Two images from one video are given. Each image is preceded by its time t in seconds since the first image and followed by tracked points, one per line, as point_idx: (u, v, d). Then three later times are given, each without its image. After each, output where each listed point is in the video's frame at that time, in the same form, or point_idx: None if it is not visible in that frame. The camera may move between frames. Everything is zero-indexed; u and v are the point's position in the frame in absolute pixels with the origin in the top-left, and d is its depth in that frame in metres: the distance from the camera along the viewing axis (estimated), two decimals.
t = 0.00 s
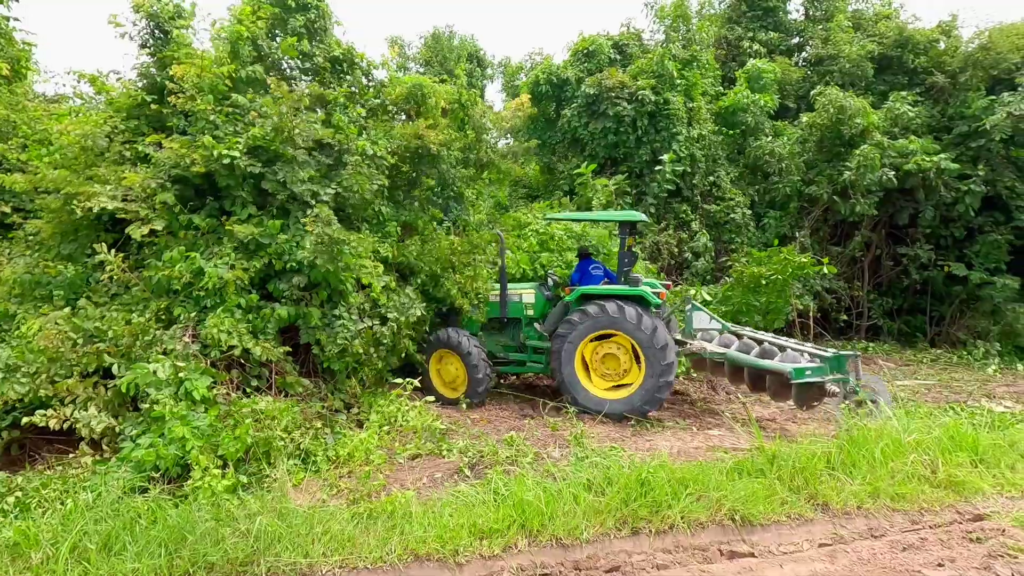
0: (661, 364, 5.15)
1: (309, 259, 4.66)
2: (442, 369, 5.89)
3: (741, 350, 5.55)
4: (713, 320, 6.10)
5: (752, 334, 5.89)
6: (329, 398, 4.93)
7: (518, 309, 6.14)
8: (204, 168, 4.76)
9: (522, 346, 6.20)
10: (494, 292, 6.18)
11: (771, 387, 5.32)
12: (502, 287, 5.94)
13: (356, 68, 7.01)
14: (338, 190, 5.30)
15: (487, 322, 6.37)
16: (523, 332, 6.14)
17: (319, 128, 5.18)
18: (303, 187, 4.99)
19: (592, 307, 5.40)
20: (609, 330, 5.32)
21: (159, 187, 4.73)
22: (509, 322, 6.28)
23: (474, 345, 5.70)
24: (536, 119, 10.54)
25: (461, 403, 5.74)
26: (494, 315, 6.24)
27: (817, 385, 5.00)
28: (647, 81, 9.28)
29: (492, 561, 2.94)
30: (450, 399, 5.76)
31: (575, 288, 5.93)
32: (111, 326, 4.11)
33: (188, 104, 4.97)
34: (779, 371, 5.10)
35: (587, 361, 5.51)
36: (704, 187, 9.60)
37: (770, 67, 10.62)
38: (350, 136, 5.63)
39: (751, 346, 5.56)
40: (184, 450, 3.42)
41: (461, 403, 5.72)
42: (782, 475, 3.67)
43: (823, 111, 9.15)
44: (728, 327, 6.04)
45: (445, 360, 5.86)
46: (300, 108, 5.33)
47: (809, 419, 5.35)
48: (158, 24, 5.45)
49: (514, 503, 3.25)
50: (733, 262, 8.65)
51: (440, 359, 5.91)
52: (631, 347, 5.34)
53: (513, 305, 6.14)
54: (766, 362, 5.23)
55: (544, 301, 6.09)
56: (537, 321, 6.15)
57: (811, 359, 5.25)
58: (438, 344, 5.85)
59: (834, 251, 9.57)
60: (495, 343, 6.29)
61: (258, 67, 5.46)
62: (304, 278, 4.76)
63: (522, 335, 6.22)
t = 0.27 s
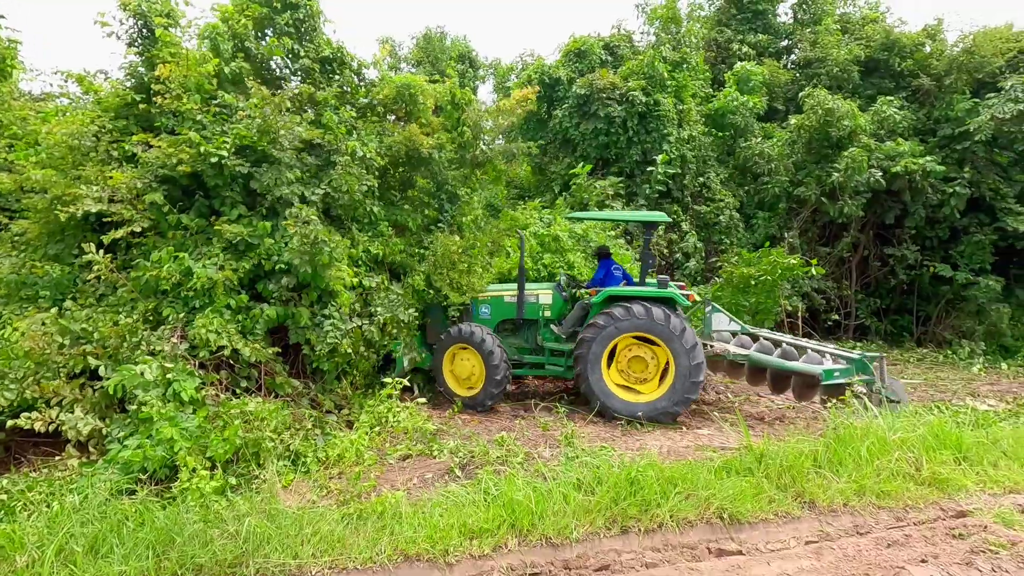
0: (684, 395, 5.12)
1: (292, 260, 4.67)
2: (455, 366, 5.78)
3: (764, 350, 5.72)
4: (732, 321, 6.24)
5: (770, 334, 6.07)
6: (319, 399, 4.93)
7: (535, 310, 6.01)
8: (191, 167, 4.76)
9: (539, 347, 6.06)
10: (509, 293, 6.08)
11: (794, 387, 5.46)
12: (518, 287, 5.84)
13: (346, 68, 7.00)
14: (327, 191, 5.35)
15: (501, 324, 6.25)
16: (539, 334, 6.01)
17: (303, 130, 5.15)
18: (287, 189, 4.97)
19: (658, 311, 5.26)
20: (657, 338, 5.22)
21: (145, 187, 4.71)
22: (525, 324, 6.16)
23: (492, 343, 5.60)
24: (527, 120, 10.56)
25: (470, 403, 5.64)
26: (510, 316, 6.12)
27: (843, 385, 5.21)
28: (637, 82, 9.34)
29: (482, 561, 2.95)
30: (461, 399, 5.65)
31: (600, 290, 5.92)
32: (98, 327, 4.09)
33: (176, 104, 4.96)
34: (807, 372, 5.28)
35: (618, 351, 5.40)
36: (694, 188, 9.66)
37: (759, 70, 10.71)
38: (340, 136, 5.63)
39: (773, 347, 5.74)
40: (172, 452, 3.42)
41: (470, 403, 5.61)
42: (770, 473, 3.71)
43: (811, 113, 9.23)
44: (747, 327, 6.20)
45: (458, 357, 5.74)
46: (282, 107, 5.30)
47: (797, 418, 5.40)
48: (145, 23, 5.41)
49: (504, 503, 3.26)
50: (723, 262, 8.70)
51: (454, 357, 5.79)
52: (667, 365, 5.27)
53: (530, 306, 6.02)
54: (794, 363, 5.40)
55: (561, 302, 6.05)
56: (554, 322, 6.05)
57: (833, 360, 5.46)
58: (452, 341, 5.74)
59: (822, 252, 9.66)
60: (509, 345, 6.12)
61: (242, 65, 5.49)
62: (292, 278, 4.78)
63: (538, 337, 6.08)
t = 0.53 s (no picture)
0: (689, 412, 5.16)
1: (286, 258, 4.65)
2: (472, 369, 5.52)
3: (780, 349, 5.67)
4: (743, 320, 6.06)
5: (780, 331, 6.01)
6: (308, 400, 4.91)
7: (552, 312, 5.94)
8: (179, 167, 4.74)
9: (556, 351, 5.93)
10: (526, 295, 5.98)
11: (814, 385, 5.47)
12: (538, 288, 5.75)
13: (336, 67, 6.98)
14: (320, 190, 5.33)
15: (515, 327, 6.14)
16: (557, 336, 5.90)
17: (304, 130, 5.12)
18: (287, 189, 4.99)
19: (714, 330, 5.24)
20: (699, 353, 5.20)
21: (133, 187, 4.69)
22: (540, 327, 6.04)
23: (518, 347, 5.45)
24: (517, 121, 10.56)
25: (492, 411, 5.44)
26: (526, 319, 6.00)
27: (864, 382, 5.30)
28: (627, 84, 9.38)
29: (471, 561, 2.96)
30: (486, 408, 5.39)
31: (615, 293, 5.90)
32: (82, 328, 4.06)
33: (164, 103, 4.93)
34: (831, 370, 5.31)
35: (656, 344, 5.34)
36: (683, 189, 9.71)
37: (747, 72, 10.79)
38: (329, 137, 5.62)
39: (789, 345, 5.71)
40: (158, 454, 3.40)
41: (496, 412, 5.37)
42: (757, 472, 3.74)
43: (799, 115, 9.31)
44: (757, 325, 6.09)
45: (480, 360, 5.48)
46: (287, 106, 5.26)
47: (784, 417, 5.46)
48: (133, 21, 5.38)
49: (492, 503, 3.27)
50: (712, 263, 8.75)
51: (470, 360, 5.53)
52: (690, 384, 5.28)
53: (546, 308, 5.93)
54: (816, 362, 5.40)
55: (579, 304, 5.99)
56: (570, 325, 5.97)
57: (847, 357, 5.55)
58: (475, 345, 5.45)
59: (810, 252, 9.74)
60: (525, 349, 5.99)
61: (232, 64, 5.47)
62: (281, 279, 4.78)
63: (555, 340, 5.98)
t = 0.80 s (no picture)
0: (685, 414, 5.15)
1: (273, 257, 4.63)
2: (493, 369, 5.36)
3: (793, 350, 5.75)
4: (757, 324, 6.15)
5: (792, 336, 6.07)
6: (295, 402, 4.88)
7: (568, 315, 5.73)
8: (165, 167, 4.70)
9: (573, 354, 5.78)
10: (540, 297, 5.72)
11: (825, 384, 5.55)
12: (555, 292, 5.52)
13: (326, 67, 6.96)
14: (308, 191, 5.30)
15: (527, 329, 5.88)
16: (574, 340, 5.74)
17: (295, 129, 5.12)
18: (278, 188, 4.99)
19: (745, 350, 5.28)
20: (725, 367, 5.23)
21: (117, 186, 4.65)
22: (555, 330, 5.83)
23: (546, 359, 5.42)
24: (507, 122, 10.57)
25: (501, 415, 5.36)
26: (542, 322, 5.77)
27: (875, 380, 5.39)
28: (616, 85, 9.42)
29: (459, 562, 2.96)
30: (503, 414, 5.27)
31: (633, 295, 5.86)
32: (65, 330, 4.01)
33: (150, 102, 4.89)
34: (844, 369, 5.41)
35: (690, 344, 5.35)
36: (672, 191, 9.76)
37: (734, 75, 10.87)
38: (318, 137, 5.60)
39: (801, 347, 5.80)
40: (141, 456, 3.37)
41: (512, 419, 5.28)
42: (743, 471, 3.77)
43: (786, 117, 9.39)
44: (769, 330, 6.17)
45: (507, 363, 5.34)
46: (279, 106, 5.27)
47: (771, 417, 5.48)
48: (119, 19, 5.37)
49: (480, 504, 3.27)
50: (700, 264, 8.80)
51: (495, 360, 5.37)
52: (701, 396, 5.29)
53: (563, 311, 5.71)
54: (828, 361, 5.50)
55: (595, 306, 5.83)
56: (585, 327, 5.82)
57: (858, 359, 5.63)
58: (506, 348, 5.28)
59: (797, 253, 9.82)
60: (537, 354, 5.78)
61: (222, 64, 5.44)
62: (268, 279, 4.75)
63: (571, 343, 5.80)
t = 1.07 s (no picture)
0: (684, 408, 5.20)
1: (260, 258, 4.60)
2: (519, 369, 5.32)
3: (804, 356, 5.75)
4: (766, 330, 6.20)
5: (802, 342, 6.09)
6: (282, 403, 4.86)
7: (585, 314, 5.75)
8: (150, 166, 4.66)
9: (588, 354, 5.81)
10: (558, 297, 5.74)
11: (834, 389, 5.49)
12: (576, 291, 5.54)
13: (314, 67, 6.93)
14: (294, 191, 5.28)
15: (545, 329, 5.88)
16: (590, 340, 5.76)
17: (275, 129, 5.10)
18: (259, 187, 4.94)
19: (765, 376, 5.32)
20: (740, 384, 5.28)
21: (101, 185, 4.61)
22: (571, 330, 5.84)
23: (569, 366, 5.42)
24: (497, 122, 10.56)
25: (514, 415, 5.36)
26: (558, 321, 5.78)
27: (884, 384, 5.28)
28: (605, 87, 9.45)
29: (446, 563, 2.95)
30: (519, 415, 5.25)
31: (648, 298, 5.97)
32: (47, 331, 3.97)
33: (134, 100, 4.85)
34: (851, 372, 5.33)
35: (720, 350, 5.39)
36: (661, 192, 9.81)
37: (722, 77, 10.93)
38: (306, 137, 5.57)
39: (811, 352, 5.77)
40: (124, 459, 3.34)
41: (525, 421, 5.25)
42: (730, 470, 3.79)
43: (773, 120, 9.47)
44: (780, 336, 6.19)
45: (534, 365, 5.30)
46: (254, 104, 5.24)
47: (757, 417, 5.52)
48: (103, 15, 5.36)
49: (468, 505, 3.27)
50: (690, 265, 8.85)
51: (522, 360, 5.32)
52: (706, 402, 5.33)
53: (580, 310, 5.73)
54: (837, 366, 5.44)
55: (611, 306, 5.84)
56: (601, 327, 5.83)
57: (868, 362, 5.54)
58: (538, 352, 5.23)
59: (783, 254, 9.89)
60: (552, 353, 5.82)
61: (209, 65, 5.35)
62: (254, 279, 4.72)
63: (587, 342, 5.83)
